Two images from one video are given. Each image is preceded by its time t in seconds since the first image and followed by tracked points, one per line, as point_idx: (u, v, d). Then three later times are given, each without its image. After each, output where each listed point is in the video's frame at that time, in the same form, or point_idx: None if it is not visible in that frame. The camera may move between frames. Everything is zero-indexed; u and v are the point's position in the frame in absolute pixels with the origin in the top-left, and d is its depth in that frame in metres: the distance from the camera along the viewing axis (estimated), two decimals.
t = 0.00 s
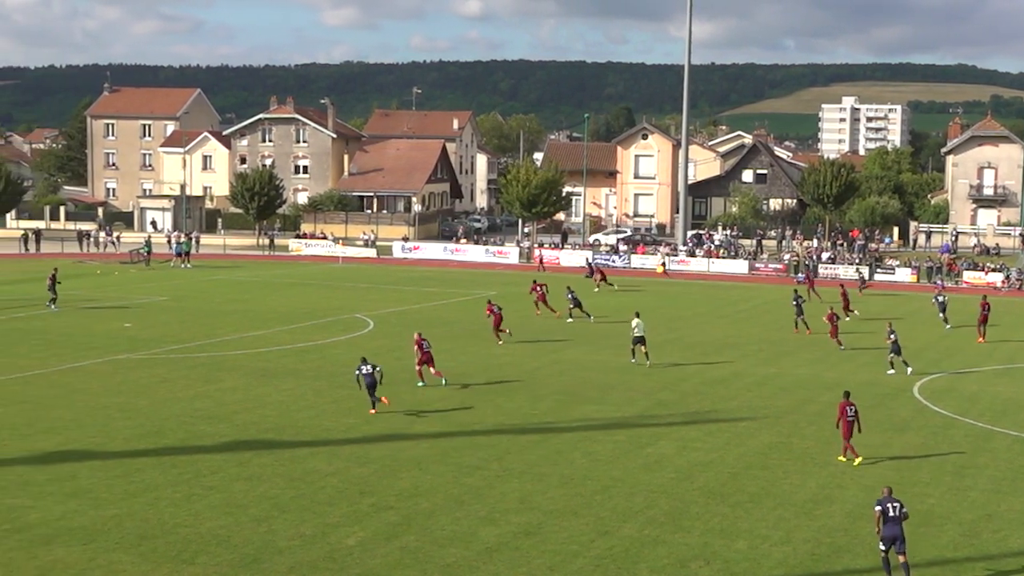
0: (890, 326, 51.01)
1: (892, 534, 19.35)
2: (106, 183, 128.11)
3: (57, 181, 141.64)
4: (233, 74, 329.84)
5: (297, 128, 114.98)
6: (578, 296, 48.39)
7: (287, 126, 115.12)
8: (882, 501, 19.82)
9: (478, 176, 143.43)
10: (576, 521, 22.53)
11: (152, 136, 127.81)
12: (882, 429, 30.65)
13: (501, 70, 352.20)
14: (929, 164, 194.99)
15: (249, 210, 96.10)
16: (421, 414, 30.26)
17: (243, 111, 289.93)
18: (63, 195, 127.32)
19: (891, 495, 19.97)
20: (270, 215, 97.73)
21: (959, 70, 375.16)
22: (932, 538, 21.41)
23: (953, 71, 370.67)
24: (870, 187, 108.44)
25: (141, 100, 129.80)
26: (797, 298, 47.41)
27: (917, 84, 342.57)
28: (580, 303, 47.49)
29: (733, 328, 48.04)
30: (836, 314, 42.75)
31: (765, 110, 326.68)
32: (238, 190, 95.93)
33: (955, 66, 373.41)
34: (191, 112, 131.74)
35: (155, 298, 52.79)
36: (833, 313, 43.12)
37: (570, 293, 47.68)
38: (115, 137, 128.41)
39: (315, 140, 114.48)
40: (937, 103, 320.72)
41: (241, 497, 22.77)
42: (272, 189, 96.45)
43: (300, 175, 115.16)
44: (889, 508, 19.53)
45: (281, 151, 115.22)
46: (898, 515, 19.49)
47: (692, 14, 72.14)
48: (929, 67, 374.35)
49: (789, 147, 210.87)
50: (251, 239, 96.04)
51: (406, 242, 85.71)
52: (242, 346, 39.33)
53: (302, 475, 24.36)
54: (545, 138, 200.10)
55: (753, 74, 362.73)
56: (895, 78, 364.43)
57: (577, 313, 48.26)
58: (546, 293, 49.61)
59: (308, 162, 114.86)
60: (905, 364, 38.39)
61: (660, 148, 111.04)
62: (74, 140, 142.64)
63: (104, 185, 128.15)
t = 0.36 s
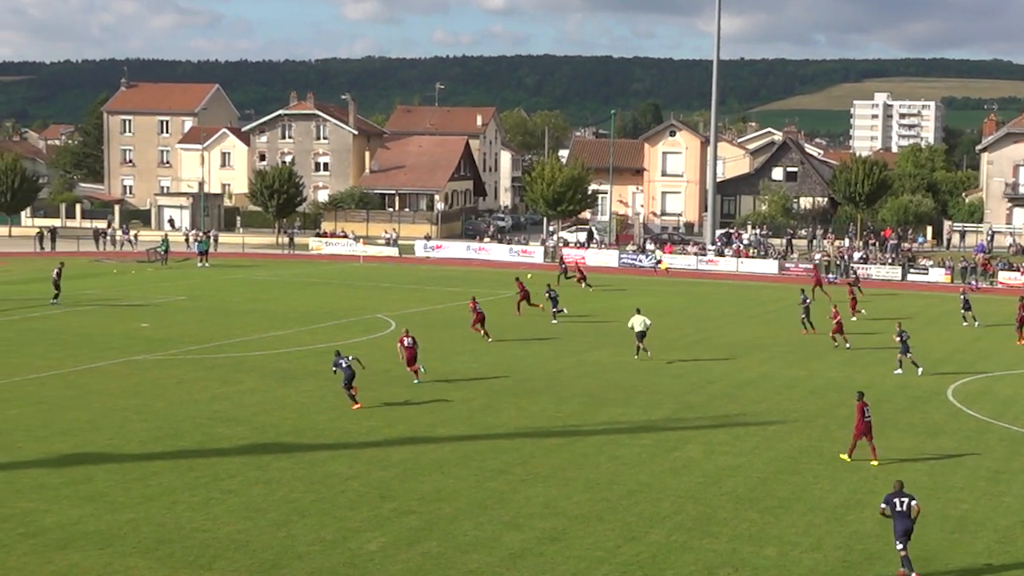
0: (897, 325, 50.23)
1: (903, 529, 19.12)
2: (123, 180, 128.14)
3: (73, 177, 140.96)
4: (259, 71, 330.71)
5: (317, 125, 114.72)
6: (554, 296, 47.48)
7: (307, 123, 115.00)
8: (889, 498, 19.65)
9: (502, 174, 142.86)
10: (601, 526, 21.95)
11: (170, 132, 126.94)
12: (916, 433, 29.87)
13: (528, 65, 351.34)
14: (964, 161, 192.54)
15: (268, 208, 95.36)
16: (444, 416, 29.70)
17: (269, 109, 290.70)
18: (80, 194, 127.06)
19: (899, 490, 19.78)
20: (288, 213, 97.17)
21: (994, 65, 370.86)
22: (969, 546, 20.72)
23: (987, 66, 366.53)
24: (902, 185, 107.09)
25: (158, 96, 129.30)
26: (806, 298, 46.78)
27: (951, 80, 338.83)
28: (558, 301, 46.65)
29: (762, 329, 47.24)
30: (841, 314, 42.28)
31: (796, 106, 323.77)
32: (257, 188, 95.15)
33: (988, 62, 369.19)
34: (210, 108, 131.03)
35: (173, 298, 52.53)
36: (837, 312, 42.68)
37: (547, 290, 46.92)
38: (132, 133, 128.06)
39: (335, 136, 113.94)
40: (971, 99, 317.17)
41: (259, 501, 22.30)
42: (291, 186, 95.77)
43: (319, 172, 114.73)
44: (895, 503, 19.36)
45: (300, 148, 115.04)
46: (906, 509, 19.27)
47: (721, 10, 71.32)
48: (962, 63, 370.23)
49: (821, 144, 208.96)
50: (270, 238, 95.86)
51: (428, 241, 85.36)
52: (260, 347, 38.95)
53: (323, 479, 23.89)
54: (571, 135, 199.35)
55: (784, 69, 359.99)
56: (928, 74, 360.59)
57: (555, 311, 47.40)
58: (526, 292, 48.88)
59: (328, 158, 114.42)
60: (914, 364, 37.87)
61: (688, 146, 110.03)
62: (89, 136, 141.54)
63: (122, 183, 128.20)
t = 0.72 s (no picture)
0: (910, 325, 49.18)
1: (917, 523, 19.18)
2: (140, 176, 125.83)
3: (87, 173, 139.30)
4: (287, 67, 330.76)
5: (339, 118, 114.37)
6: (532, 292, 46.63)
7: (328, 116, 114.46)
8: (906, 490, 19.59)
9: (532, 169, 142.04)
10: (633, 534, 21.12)
11: (188, 126, 125.47)
12: (959, 438, 28.81)
13: (559, 58, 349.82)
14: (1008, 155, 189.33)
15: (288, 204, 94.37)
16: (469, 420, 28.95)
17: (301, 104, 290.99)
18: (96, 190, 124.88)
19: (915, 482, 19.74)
20: (309, 210, 95.79)
21: None
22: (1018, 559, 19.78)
23: None
24: (945, 182, 104.92)
25: (175, 89, 127.97)
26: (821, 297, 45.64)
27: (997, 73, 333.51)
28: (534, 299, 46.03)
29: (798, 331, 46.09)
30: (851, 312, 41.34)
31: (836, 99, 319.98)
32: (277, 184, 94.16)
33: None
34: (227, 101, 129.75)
35: (189, 298, 51.92)
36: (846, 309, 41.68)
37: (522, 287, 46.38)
38: (149, 127, 126.53)
39: (358, 131, 113.67)
40: (1017, 92, 312.25)
41: (279, 508, 21.63)
42: (313, 182, 94.73)
43: (342, 168, 114.22)
44: (913, 497, 19.31)
45: (322, 143, 114.56)
46: (921, 503, 19.28)
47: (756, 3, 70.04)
48: (1006, 56, 364.78)
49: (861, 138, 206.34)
50: (290, 236, 95.26)
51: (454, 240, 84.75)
52: (281, 348, 38.37)
53: (345, 485, 23.19)
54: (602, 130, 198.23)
55: (823, 61, 356.29)
56: (972, 66, 354.95)
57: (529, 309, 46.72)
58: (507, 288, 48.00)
59: (350, 153, 113.98)
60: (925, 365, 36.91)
61: (723, 140, 109.08)
62: (105, 130, 140.04)
63: (138, 179, 125.94)
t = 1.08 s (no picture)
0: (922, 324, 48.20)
1: (934, 517, 19.17)
2: (157, 172, 124.54)
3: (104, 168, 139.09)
4: (314, 62, 330.13)
5: (363, 112, 113.63)
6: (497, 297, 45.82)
7: (352, 110, 113.85)
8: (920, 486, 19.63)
9: (561, 165, 141.06)
10: (666, 542, 20.31)
11: (208, 119, 124.42)
12: (1006, 443, 27.75)
13: (592, 51, 348.23)
14: None
15: (311, 201, 93.89)
16: (496, 424, 28.15)
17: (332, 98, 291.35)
18: (113, 185, 123.58)
19: (933, 479, 19.74)
20: (332, 207, 95.39)
21: None
22: None
23: None
24: (992, 178, 102.45)
25: (194, 82, 126.60)
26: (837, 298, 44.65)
27: None
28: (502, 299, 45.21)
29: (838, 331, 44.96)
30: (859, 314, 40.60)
31: (878, 92, 316.31)
32: (300, 180, 93.69)
33: None
34: (248, 94, 129.00)
35: (211, 298, 51.39)
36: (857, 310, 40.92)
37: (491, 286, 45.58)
38: (167, 121, 125.19)
39: (382, 125, 113.04)
40: None
41: (301, 515, 20.95)
42: (335, 177, 94.06)
43: (365, 164, 113.74)
44: (928, 490, 19.33)
45: (346, 137, 114.06)
46: (938, 497, 19.27)
47: None
48: None
49: (902, 132, 203.55)
50: (313, 232, 94.71)
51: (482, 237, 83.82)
52: (302, 349, 37.75)
53: (368, 491, 22.50)
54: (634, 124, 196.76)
55: (862, 54, 352.35)
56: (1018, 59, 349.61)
57: (497, 308, 45.87)
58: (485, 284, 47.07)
59: (373, 148, 113.45)
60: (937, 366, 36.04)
61: (759, 134, 107.70)
62: (122, 124, 140.42)
63: (155, 174, 124.59)
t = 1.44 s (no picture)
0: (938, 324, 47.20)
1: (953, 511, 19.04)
2: (183, 167, 124.66)
3: (128, 164, 139.29)
4: (347, 56, 330.28)
5: (393, 106, 113.13)
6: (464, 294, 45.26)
7: (383, 104, 113.29)
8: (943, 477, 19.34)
9: (599, 161, 140.07)
10: (706, 551, 19.54)
11: (233, 114, 124.67)
12: None
13: (631, 45, 346.22)
14: None
15: (340, 197, 93.60)
16: (530, 428, 27.46)
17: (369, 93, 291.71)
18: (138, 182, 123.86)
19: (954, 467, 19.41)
20: (363, 203, 95.05)
21: None
22: None
23: None
24: None
25: (219, 76, 126.72)
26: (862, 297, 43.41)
27: None
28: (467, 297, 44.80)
29: (886, 334, 43.83)
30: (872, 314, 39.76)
31: (925, 84, 311.70)
32: (330, 176, 93.46)
33: None
34: (274, 87, 129.29)
35: (242, 297, 51.04)
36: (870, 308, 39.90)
37: (458, 281, 45.26)
38: (192, 115, 125.30)
39: (414, 120, 112.60)
40: None
41: (330, 521, 20.36)
42: (365, 174, 93.66)
43: (397, 159, 113.14)
44: (950, 484, 19.04)
45: (377, 132, 113.42)
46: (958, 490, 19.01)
47: None
48: None
49: (950, 126, 200.32)
50: (340, 231, 94.27)
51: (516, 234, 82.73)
52: (331, 350, 37.22)
53: (398, 497, 21.88)
54: (673, 119, 195.22)
55: (908, 47, 347.41)
56: None
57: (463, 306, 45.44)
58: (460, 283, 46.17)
59: (406, 143, 112.88)
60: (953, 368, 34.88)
61: (803, 129, 106.36)
62: (147, 118, 140.83)
63: (181, 170, 124.71)
